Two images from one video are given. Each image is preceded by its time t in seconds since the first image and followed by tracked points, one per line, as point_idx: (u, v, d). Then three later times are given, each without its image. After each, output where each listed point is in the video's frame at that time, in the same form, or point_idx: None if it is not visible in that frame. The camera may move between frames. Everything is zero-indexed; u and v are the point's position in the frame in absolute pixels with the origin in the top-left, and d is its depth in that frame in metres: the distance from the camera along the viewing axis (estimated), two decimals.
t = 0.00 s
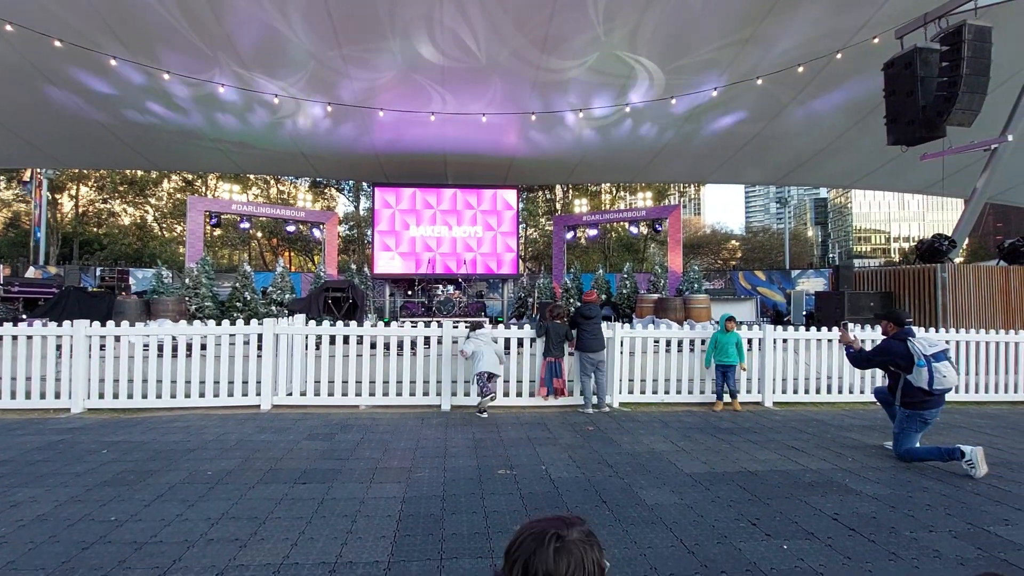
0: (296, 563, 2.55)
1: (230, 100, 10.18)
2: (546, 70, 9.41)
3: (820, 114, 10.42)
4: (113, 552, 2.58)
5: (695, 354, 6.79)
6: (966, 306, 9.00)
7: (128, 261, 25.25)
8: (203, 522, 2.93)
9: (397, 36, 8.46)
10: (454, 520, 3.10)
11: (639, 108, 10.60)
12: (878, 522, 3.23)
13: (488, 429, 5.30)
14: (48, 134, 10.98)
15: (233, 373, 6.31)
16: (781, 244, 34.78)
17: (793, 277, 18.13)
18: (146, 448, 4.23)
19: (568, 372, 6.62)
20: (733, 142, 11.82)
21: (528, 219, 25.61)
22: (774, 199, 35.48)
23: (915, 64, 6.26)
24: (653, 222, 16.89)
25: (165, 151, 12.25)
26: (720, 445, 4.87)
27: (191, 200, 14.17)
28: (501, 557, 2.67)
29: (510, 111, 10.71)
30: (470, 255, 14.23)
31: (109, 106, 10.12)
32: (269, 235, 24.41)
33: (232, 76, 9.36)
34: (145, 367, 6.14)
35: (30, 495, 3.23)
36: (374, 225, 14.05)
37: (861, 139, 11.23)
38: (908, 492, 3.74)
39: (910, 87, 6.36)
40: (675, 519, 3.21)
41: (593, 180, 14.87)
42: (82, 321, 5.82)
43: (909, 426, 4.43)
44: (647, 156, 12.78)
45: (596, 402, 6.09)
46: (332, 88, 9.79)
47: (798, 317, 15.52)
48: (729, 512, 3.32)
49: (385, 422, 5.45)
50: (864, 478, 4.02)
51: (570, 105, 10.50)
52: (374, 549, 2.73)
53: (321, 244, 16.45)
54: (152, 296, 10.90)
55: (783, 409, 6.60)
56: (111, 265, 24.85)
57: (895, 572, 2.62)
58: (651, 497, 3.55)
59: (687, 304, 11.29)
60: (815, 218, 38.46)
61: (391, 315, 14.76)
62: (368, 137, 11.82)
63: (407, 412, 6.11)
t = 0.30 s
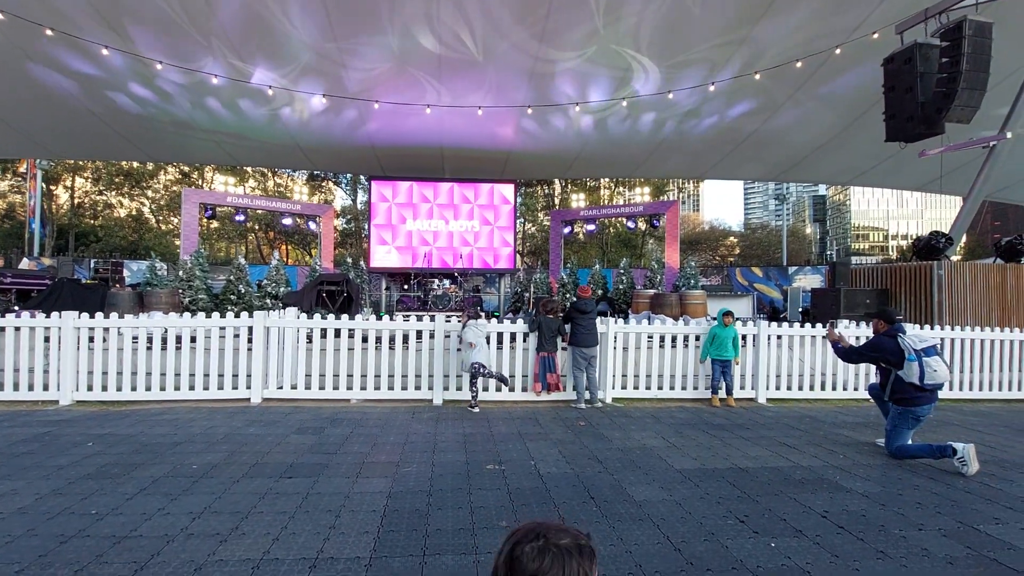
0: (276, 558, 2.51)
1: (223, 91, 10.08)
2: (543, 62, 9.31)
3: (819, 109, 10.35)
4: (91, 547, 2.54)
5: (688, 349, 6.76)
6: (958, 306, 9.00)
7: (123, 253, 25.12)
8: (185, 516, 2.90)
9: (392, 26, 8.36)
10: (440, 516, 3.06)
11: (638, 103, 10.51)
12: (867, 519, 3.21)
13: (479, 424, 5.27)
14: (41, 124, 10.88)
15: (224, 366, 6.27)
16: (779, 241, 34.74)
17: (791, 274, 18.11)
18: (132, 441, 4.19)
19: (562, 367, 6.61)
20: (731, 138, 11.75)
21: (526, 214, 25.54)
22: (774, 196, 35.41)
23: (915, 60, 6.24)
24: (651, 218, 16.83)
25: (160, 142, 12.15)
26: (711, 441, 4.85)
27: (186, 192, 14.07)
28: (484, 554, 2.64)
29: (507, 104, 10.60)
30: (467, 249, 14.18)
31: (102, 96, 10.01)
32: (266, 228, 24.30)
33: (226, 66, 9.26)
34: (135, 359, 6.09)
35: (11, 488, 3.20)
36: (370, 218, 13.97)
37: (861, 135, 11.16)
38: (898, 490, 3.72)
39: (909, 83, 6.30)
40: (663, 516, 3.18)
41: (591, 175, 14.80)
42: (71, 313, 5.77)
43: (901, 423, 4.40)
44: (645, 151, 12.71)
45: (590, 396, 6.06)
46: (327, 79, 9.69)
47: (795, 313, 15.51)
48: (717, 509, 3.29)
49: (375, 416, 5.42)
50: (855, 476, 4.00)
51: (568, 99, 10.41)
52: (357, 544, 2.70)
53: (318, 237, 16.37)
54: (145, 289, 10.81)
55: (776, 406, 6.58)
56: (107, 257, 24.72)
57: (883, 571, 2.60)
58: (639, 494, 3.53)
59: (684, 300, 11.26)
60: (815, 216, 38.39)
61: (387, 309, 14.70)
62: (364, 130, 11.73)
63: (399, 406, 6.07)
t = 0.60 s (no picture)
0: (249, 552, 2.48)
1: (220, 78, 9.97)
2: (543, 56, 9.22)
3: (821, 110, 10.28)
4: (62, 536, 2.50)
5: (681, 349, 6.74)
6: (956, 310, 8.92)
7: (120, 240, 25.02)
8: (160, 507, 2.86)
9: (391, 16, 8.29)
10: (419, 512, 3.03)
11: (639, 100, 10.42)
12: (852, 525, 3.18)
13: (467, 420, 5.24)
14: (37, 108, 10.78)
15: (212, 356, 6.22)
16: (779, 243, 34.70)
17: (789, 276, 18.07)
18: (114, 430, 4.15)
19: (553, 364, 6.57)
20: (733, 137, 11.68)
21: (526, 210, 25.47)
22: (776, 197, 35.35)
23: (918, 63, 6.08)
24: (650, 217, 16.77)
25: (156, 129, 12.05)
26: (699, 442, 4.82)
27: (183, 180, 13.98)
28: (461, 552, 2.60)
29: (507, 98, 10.52)
30: (465, 244, 14.12)
31: (97, 81, 9.92)
32: (264, 218, 24.22)
33: (223, 53, 9.16)
34: (122, 347, 6.04)
35: None
36: (368, 211, 13.90)
37: (863, 138, 11.08)
38: (885, 495, 3.69)
39: (911, 86, 6.24)
40: (645, 517, 3.15)
41: (591, 172, 14.73)
42: (58, 298, 5.71)
43: (891, 427, 4.37)
44: (646, 148, 12.63)
45: (581, 394, 6.02)
46: (325, 69, 9.61)
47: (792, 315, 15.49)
48: (701, 511, 3.26)
49: (363, 410, 5.38)
50: (842, 480, 3.96)
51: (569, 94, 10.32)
52: (332, 540, 2.66)
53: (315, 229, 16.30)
54: (139, 276, 10.73)
55: (767, 407, 6.55)
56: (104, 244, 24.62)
57: None
58: (623, 494, 3.49)
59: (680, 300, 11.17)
60: (816, 219, 38.35)
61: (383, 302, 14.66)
62: (363, 121, 11.64)
63: (388, 400, 6.04)
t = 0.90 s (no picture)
0: (235, 550, 2.47)
1: (218, 74, 9.94)
2: (541, 50, 9.16)
3: (824, 104, 10.17)
4: (49, 534, 2.50)
5: (679, 344, 6.71)
6: (957, 306, 8.86)
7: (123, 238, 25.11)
8: (149, 505, 2.86)
9: (387, 9, 8.23)
10: (409, 509, 3.02)
11: (640, 94, 10.33)
12: (845, 522, 3.15)
13: (463, 416, 5.24)
14: (35, 106, 10.77)
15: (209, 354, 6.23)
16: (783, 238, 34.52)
17: (792, 271, 17.97)
18: (108, 427, 4.17)
19: (550, 360, 6.54)
20: (735, 132, 11.57)
21: (528, 206, 25.42)
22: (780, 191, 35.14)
23: (921, 55, 6.06)
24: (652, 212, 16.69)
25: (155, 126, 12.04)
26: (695, 438, 4.79)
27: (183, 178, 13.99)
28: (449, 550, 2.59)
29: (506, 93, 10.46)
30: (466, 241, 14.10)
31: (95, 79, 9.90)
32: (267, 215, 24.26)
33: (220, 49, 9.14)
34: (120, 344, 6.05)
35: None
36: (369, 207, 13.89)
37: (867, 132, 10.97)
38: (881, 492, 3.65)
39: (914, 79, 6.16)
40: (637, 515, 3.13)
41: (593, 167, 14.64)
42: (55, 296, 5.73)
43: (888, 424, 4.33)
44: (648, 143, 12.53)
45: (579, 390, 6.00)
46: (323, 64, 9.58)
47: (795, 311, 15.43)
48: (693, 509, 3.24)
49: (359, 407, 5.38)
50: (838, 477, 3.93)
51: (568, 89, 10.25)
52: (319, 537, 2.65)
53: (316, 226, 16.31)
54: (139, 274, 10.76)
55: (766, 403, 6.51)
56: (107, 241, 24.71)
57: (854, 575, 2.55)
58: (615, 491, 3.47)
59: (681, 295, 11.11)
60: (820, 213, 38.15)
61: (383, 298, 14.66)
62: (362, 118, 11.60)
63: (385, 396, 6.04)
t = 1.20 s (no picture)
0: (236, 540, 2.54)
1: (235, 75, 10.12)
2: (552, 44, 9.12)
3: (845, 94, 9.91)
4: (61, 522, 2.60)
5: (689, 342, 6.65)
6: (983, 304, 8.59)
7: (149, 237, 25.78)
8: (158, 495, 2.95)
9: (397, 6, 8.26)
10: (408, 503, 3.06)
11: (654, 88, 10.21)
12: (849, 522, 3.10)
13: (470, 412, 5.27)
14: (61, 108, 11.11)
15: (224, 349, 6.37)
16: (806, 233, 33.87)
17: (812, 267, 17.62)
18: (124, 420, 4.30)
19: (559, 357, 6.55)
20: (753, 125, 11.37)
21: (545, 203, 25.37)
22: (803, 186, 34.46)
23: (946, 44, 5.87)
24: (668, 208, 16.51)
25: (176, 127, 12.32)
26: (702, 437, 4.75)
27: (204, 178, 14.30)
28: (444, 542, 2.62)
29: (518, 89, 10.45)
30: (480, 238, 14.15)
31: (117, 81, 10.17)
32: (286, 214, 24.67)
33: (236, 50, 9.31)
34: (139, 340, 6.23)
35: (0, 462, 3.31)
36: (385, 205, 14.03)
37: (890, 123, 10.68)
38: (889, 492, 3.58)
39: (939, 69, 5.98)
40: (636, 511, 3.12)
41: (608, 163, 14.53)
42: (77, 293, 5.92)
43: (900, 423, 4.24)
44: (663, 138, 12.38)
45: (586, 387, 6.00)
46: (336, 63, 9.68)
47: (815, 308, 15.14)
48: (693, 506, 3.22)
49: (368, 402, 5.46)
50: (847, 477, 3.86)
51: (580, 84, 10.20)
52: (318, 528, 2.71)
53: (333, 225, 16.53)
54: (161, 272, 11.06)
55: (779, 402, 6.41)
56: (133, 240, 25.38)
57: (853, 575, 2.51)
58: (616, 487, 3.47)
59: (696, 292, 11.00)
60: (845, 208, 37.34)
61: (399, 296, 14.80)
62: (377, 116, 11.70)
63: (395, 392, 6.11)
